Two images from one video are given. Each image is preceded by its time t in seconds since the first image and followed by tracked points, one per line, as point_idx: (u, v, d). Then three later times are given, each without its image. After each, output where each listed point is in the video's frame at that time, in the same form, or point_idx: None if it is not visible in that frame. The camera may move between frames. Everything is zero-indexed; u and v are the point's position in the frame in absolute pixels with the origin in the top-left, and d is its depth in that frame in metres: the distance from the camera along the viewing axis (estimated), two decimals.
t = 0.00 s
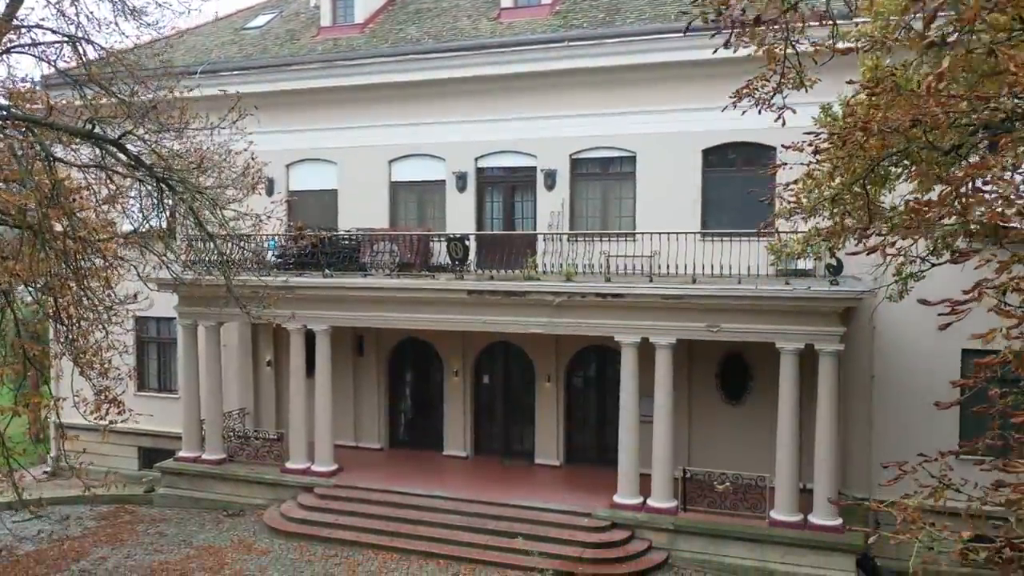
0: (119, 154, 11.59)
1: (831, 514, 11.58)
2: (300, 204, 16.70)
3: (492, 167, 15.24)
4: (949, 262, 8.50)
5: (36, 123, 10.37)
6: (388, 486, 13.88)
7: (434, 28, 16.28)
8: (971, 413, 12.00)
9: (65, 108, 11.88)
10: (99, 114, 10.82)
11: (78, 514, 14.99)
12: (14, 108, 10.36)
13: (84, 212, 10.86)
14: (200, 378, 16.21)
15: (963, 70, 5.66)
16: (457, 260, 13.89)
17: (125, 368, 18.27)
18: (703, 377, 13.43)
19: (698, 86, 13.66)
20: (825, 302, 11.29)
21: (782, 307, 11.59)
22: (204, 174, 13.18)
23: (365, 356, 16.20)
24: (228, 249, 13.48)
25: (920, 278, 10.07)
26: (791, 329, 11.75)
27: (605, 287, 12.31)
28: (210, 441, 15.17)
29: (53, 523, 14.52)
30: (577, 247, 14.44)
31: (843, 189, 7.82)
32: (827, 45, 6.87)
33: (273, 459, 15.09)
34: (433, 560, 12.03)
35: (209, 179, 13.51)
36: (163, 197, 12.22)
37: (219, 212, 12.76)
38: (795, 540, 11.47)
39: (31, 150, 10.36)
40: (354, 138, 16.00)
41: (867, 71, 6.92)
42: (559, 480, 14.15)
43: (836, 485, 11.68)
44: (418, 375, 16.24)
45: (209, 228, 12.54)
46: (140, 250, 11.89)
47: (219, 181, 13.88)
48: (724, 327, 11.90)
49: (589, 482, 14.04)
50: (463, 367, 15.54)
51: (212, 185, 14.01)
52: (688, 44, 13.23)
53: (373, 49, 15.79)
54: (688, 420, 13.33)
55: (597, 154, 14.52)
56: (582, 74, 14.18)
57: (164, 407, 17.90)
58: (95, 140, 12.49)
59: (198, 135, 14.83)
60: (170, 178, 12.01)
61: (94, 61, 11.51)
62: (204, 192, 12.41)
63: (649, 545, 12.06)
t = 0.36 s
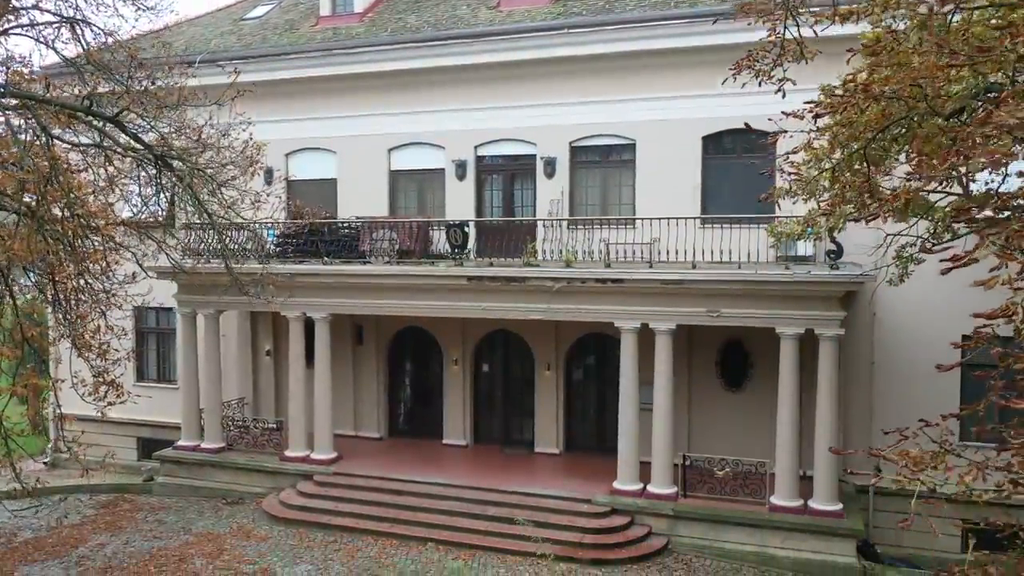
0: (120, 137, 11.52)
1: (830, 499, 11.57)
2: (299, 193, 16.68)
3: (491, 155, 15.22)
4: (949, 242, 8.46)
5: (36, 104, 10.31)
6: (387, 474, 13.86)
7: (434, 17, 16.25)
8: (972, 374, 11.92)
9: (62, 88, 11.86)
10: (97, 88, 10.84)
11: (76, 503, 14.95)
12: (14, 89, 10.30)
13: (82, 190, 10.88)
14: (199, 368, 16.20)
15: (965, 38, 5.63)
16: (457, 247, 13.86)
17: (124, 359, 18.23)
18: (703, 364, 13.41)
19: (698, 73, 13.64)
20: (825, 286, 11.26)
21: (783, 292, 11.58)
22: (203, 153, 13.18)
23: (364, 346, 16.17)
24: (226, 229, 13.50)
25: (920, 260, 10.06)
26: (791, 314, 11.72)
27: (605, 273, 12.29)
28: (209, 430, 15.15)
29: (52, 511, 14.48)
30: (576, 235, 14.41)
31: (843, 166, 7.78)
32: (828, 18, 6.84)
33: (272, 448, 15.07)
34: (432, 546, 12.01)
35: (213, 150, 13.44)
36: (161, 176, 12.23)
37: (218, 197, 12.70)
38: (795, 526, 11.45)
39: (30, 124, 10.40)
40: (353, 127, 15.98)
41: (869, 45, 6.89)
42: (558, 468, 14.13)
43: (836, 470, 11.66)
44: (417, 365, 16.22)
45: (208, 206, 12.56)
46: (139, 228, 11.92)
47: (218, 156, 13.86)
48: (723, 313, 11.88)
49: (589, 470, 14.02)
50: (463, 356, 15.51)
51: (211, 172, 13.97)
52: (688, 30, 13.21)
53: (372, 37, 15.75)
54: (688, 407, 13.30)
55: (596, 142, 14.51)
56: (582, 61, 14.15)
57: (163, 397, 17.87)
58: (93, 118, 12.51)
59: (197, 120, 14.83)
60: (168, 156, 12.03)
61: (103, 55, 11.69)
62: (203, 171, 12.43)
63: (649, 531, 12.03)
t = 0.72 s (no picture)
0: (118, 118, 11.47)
1: (830, 484, 11.55)
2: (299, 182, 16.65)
3: (490, 143, 15.19)
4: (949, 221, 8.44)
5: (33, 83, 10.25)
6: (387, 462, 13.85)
7: (433, 5, 16.23)
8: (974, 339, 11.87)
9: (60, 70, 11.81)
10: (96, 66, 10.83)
11: (75, 491, 14.91)
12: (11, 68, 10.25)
13: (79, 172, 10.83)
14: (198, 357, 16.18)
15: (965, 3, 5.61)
16: (457, 234, 13.83)
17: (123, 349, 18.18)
18: (703, 351, 13.39)
19: (697, 60, 13.63)
20: (825, 270, 11.24)
21: (783, 277, 11.55)
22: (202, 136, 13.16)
23: (363, 336, 16.14)
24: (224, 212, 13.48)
25: (920, 242, 10.06)
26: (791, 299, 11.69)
27: (605, 258, 12.26)
28: (208, 418, 15.13)
29: (51, 500, 14.45)
30: (576, 222, 14.39)
31: (843, 142, 7.76)
32: None
33: (271, 436, 15.06)
34: (432, 532, 11.99)
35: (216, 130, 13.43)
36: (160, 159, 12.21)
37: (217, 182, 12.67)
38: (795, 510, 11.43)
39: (28, 101, 10.39)
40: (352, 115, 15.96)
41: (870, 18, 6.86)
42: (558, 455, 14.12)
43: (836, 455, 11.65)
44: (417, 354, 16.20)
45: (207, 189, 12.56)
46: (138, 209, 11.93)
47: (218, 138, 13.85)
48: (722, 298, 11.86)
49: (589, 457, 14.01)
50: (462, 344, 15.48)
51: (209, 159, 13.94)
52: (687, 15, 13.19)
53: (371, 25, 15.73)
54: (688, 394, 13.29)
55: (596, 130, 14.49)
56: (582, 48, 14.13)
57: (162, 387, 17.83)
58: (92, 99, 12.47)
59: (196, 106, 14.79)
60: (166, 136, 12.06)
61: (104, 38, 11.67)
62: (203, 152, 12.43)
63: (649, 517, 12.02)
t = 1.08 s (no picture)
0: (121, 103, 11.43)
1: (830, 470, 11.55)
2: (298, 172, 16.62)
3: (489, 132, 15.18)
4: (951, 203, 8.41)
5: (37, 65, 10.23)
6: (386, 449, 13.85)
7: None
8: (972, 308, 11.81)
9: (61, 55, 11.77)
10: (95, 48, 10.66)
11: (73, 481, 14.87)
12: (15, 52, 10.23)
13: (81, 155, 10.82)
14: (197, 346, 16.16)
15: None
16: (456, 221, 13.83)
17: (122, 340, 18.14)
18: (703, 338, 13.40)
19: (696, 46, 13.63)
20: (825, 255, 11.23)
21: (784, 262, 11.54)
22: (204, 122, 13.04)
23: (362, 326, 16.11)
24: (225, 198, 13.42)
25: (920, 226, 10.05)
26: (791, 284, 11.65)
27: (605, 245, 12.24)
28: (207, 407, 15.11)
29: (49, 488, 14.42)
30: (575, 210, 14.37)
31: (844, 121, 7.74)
32: None
33: (270, 425, 15.05)
34: (432, 518, 11.97)
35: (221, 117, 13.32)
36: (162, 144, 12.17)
37: (218, 168, 12.63)
38: (795, 495, 11.42)
39: (29, 83, 10.32)
40: (351, 105, 15.94)
41: None
42: (557, 443, 14.11)
43: (835, 440, 11.65)
44: (416, 344, 16.19)
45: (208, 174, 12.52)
46: (136, 195, 11.81)
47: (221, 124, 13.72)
48: (722, 284, 11.86)
49: (589, 445, 14.00)
50: (461, 333, 15.47)
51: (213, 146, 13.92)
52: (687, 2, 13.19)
53: (370, 14, 15.70)
54: (687, 381, 13.29)
55: (595, 118, 14.47)
56: (581, 36, 14.12)
57: (161, 378, 17.79)
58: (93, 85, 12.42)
59: (196, 94, 14.75)
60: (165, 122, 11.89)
61: (107, 22, 11.58)
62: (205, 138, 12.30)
63: (649, 502, 11.99)
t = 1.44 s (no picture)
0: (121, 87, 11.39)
1: (829, 455, 11.53)
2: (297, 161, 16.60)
3: (489, 120, 15.15)
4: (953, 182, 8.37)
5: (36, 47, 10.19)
6: (385, 437, 13.83)
7: None
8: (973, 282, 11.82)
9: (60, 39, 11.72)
10: (84, 23, 10.35)
11: (71, 469, 14.85)
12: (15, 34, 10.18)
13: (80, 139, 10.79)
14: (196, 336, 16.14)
15: None
16: (455, 208, 13.81)
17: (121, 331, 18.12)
18: (703, 325, 13.39)
19: (697, 33, 13.61)
20: (825, 240, 11.21)
21: (784, 247, 11.52)
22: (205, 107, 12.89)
23: (361, 315, 16.08)
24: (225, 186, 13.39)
25: (921, 209, 10.03)
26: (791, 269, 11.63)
27: (604, 230, 12.22)
28: (206, 396, 15.09)
29: (48, 477, 14.40)
30: (575, 197, 14.35)
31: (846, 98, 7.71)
32: None
33: (269, 414, 15.02)
34: (430, 504, 11.94)
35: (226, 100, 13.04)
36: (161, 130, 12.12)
37: (217, 154, 12.59)
38: (794, 480, 11.40)
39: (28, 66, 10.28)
40: (350, 93, 15.92)
41: None
42: (557, 431, 14.10)
43: (835, 426, 11.63)
44: (415, 333, 16.17)
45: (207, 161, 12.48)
46: (137, 181, 11.65)
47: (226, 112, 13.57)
48: (722, 269, 11.84)
49: (588, 433, 13.99)
50: (461, 322, 15.46)
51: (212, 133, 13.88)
52: None
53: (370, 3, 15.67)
54: (687, 367, 13.28)
55: (594, 105, 14.45)
56: (581, 23, 14.09)
57: (160, 368, 17.77)
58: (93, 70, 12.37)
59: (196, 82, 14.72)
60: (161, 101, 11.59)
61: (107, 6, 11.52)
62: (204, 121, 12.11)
63: (649, 488, 11.98)
